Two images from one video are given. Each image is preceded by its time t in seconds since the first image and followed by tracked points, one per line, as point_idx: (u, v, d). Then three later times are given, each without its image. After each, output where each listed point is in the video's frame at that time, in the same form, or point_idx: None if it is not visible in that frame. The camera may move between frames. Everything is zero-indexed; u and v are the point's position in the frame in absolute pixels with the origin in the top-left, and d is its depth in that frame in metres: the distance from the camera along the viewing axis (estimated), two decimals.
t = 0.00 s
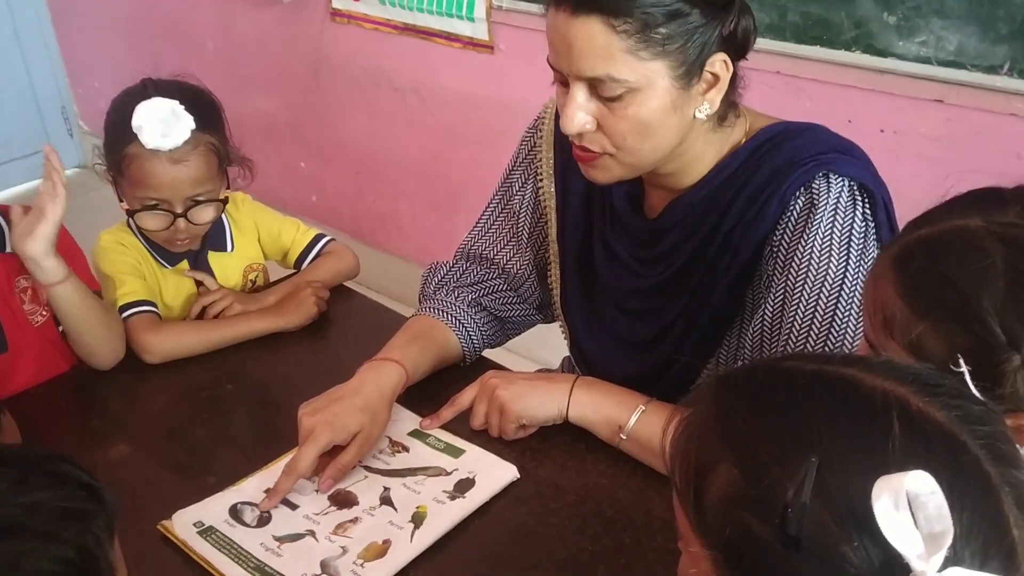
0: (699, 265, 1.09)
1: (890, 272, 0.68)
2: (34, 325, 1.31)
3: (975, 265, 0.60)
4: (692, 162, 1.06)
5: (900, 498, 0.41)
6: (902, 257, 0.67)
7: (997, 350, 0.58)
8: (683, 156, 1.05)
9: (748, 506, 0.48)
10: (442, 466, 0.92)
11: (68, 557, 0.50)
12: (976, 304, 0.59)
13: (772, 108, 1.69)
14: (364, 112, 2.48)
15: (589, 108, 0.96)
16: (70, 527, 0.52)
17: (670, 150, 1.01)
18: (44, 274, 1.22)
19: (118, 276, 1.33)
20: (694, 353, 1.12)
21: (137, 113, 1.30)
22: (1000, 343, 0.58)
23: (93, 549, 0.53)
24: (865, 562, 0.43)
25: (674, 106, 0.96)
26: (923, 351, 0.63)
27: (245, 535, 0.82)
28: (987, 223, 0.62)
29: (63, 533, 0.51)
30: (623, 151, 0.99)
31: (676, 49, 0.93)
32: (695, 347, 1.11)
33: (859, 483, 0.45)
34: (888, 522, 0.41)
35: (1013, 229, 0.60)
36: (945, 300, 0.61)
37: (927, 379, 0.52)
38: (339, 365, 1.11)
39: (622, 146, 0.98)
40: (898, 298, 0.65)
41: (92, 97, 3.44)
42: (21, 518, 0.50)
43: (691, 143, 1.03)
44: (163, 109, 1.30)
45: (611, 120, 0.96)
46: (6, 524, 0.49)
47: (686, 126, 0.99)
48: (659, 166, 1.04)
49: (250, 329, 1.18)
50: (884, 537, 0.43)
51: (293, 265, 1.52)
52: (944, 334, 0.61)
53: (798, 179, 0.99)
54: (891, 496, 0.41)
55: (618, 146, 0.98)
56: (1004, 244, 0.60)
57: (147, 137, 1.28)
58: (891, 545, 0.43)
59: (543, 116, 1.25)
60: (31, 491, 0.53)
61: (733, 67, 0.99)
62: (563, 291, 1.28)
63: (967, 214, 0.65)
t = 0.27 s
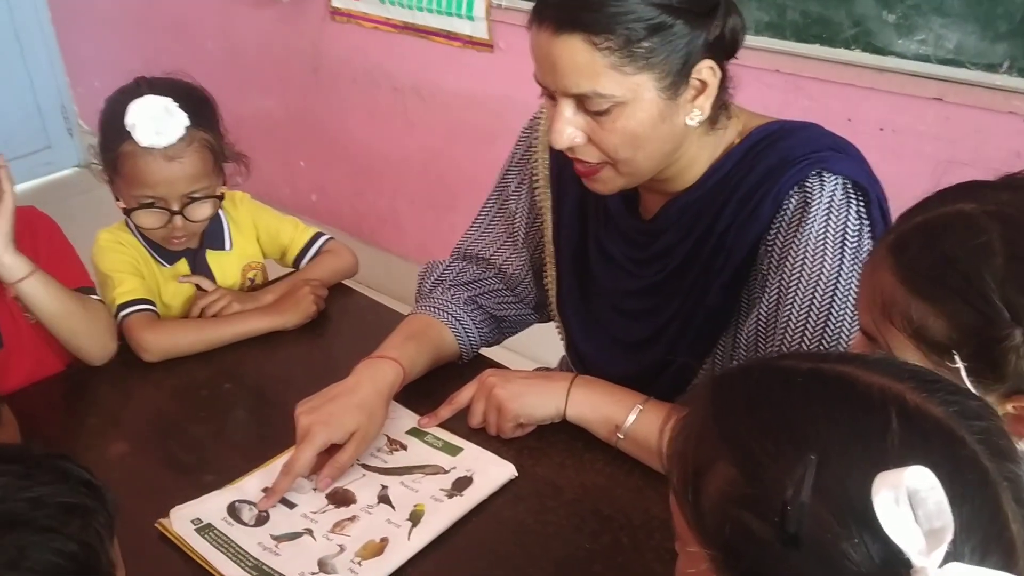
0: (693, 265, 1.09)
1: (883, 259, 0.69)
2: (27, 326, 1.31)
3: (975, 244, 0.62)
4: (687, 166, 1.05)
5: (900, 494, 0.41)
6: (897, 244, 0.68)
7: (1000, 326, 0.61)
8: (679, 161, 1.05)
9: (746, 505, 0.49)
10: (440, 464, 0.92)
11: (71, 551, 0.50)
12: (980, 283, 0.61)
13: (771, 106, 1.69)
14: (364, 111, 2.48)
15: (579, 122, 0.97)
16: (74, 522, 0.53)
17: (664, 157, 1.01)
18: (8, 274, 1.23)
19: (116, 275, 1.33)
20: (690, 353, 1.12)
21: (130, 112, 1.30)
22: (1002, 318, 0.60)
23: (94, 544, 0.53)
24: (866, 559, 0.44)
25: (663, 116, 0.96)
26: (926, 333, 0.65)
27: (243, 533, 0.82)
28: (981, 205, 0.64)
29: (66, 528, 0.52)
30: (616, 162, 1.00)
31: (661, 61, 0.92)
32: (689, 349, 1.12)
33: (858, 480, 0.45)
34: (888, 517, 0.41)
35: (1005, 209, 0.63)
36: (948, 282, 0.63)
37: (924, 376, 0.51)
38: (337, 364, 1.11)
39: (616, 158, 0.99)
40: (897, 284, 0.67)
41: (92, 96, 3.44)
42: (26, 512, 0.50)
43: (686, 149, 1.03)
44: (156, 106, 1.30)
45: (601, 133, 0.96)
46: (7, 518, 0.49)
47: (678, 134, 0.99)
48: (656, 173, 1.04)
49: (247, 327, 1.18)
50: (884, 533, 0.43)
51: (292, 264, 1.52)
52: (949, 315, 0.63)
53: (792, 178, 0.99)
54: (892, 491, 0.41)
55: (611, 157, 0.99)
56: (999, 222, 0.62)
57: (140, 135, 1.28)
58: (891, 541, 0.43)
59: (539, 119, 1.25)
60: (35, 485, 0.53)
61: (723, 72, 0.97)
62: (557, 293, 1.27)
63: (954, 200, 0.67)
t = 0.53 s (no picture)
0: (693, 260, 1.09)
1: (894, 249, 0.70)
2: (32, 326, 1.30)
3: (987, 232, 0.63)
4: (684, 162, 1.05)
5: (888, 489, 0.42)
6: (908, 232, 0.69)
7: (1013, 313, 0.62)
8: (675, 157, 1.04)
9: (736, 502, 0.48)
10: (439, 461, 0.92)
11: (54, 553, 0.50)
12: (994, 270, 0.62)
13: (771, 105, 1.68)
14: (363, 109, 2.48)
15: (573, 119, 0.97)
16: (57, 524, 0.52)
17: (658, 154, 1.00)
18: (15, 271, 1.21)
19: (115, 274, 1.33)
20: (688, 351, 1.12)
21: (124, 110, 1.29)
22: (1015, 307, 0.62)
23: (77, 545, 0.53)
24: (855, 555, 0.43)
25: (657, 114, 0.96)
26: (937, 321, 0.66)
27: (241, 531, 0.82)
28: (991, 196, 0.65)
29: (48, 530, 0.52)
30: (609, 159, 0.99)
31: (655, 58, 0.92)
32: (699, 330, 1.10)
33: (848, 475, 0.45)
34: (875, 511, 0.42)
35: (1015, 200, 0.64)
36: (960, 268, 0.64)
37: (913, 370, 0.52)
38: (335, 362, 1.10)
39: (610, 155, 0.98)
40: (908, 272, 0.67)
41: (91, 96, 3.44)
42: (7, 514, 0.50)
43: (681, 146, 1.03)
44: (149, 103, 1.30)
45: (595, 130, 0.96)
46: None
47: (672, 131, 0.99)
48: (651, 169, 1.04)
49: (246, 326, 1.18)
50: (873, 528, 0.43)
51: (291, 262, 1.52)
52: (960, 303, 0.64)
53: (787, 177, 0.99)
54: (880, 486, 0.42)
55: (605, 154, 0.99)
56: (1010, 212, 0.63)
57: (135, 133, 1.27)
58: (879, 535, 0.43)
59: (536, 114, 1.24)
60: (17, 486, 0.52)
61: (717, 70, 0.98)
62: (557, 291, 1.27)
63: (963, 191, 0.68)
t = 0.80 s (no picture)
0: (699, 257, 1.08)
1: (888, 265, 0.68)
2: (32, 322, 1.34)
3: (978, 244, 0.61)
4: (690, 155, 1.05)
5: (884, 483, 0.41)
6: (898, 248, 0.68)
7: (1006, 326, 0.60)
8: (683, 149, 1.04)
9: (732, 499, 0.48)
10: (445, 459, 0.92)
11: (65, 531, 0.51)
12: (981, 285, 0.61)
13: (775, 103, 1.68)
14: (366, 108, 2.48)
15: (586, 99, 0.96)
16: (69, 502, 0.53)
17: (669, 142, 1.00)
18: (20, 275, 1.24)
19: (119, 271, 1.33)
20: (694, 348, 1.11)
21: (129, 106, 1.29)
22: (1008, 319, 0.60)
23: (89, 524, 0.53)
24: (852, 549, 0.43)
25: (672, 99, 0.96)
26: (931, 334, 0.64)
27: (246, 529, 0.82)
28: (982, 205, 0.63)
29: (61, 508, 0.52)
30: (620, 143, 0.99)
31: (674, 41, 0.92)
32: (697, 337, 1.11)
33: (844, 470, 0.44)
34: (872, 505, 0.41)
35: (1006, 207, 0.62)
36: (949, 281, 0.62)
37: (908, 364, 0.52)
38: (339, 360, 1.10)
39: (620, 138, 0.98)
40: (902, 285, 0.66)
41: (93, 95, 3.44)
42: (21, 490, 0.51)
43: (691, 136, 1.03)
44: (152, 99, 1.29)
45: (608, 112, 0.96)
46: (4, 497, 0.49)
47: (684, 119, 0.99)
48: (658, 158, 1.04)
49: (250, 324, 1.18)
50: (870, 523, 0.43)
51: (294, 260, 1.51)
52: (950, 314, 0.63)
53: (798, 172, 0.98)
54: (876, 480, 0.41)
55: (616, 138, 0.98)
56: (1002, 222, 0.62)
57: (139, 130, 1.28)
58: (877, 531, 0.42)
59: (542, 109, 1.25)
60: (31, 464, 0.53)
61: (733, 61, 0.98)
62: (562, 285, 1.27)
63: (966, 195, 0.67)
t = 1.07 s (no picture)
0: (703, 255, 1.08)
1: (903, 256, 0.67)
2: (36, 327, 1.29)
3: (996, 246, 0.60)
4: (700, 149, 1.05)
5: (884, 488, 0.41)
6: (915, 239, 0.66)
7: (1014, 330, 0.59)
8: (693, 141, 1.04)
9: (729, 502, 0.48)
10: (444, 460, 0.92)
11: (82, 526, 0.51)
12: (995, 285, 0.59)
13: (776, 101, 1.68)
14: (366, 107, 2.48)
15: (604, 74, 0.96)
16: (84, 499, 0.53)
17: (681, 128, 1.00)
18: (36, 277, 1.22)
19: (117, 270, 1.33)
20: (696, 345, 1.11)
21: (127, 102, 1.29)
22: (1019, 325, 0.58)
23: (102, 522, 0.53)
24: (852, 556, 0.43)
25: (690, 80, 0.95)
26: (940, 331, 0.63)
27: (244, 528, 0.82)
28: (1005, 203, 0.62)
29: (77, 504, 0.52)
30: (634, 122, 0.98)
31: (699, 20, 0.92)
32: (697, 338, 1.11)
33: (842, 472, 0.44)
34: (871, 511, 0.41)
35: None
36: (962, 280, 0.61)
37: (908, 365, 0.51)
38: (338, 359, 1.10)
39: (635, 117, 0.97)
40: (914, 280, 0.64)
41: (92, 94, 3.43)
42: (39, 483, 0.50)
43: (702, 127, 1.02)
44: (151, 94, 1.30)
45: (626, 87, 0.95)
46: (21, 489, 0.49)
47: (699, 104, 0.98)
48: (669, 148, 1.03)
49: (250, 322, 1.17)
50: (870, 528, 0.42)
51: (294, 259, 1.51)
52: (963, 314, 0.61)
53: (804, 169, 0.98)
54: (875, 485, 0.41)
55: (630, 117, 0.98)
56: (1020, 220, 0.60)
57: (137, 125, 1.27)
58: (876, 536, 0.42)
59: (546, 102, 1.25)
60: (46, 460, 0.52)
61: (751, 51, 0.99)
62: (563, 282, 1.27)
63: (976, 197, 0.65)
